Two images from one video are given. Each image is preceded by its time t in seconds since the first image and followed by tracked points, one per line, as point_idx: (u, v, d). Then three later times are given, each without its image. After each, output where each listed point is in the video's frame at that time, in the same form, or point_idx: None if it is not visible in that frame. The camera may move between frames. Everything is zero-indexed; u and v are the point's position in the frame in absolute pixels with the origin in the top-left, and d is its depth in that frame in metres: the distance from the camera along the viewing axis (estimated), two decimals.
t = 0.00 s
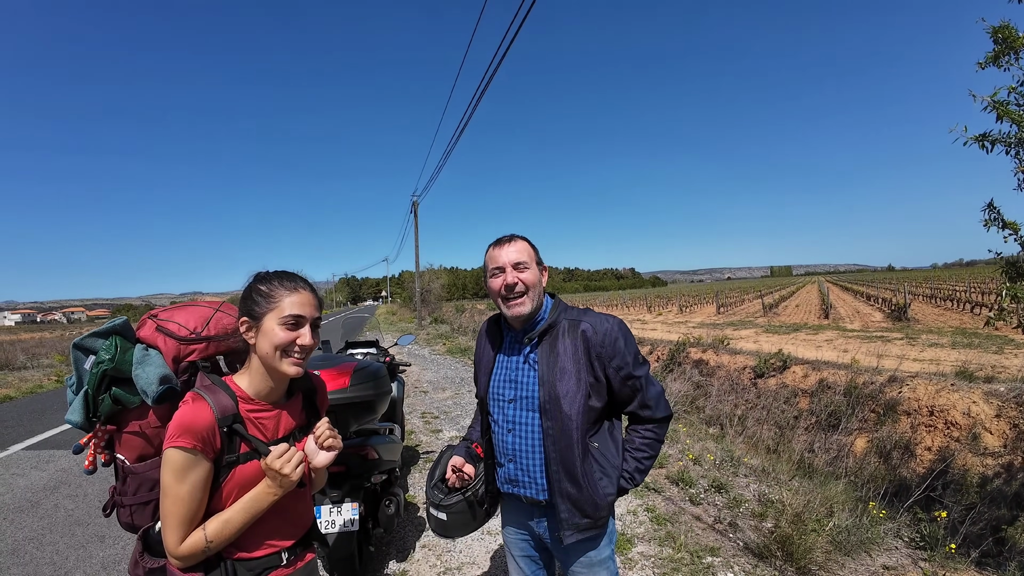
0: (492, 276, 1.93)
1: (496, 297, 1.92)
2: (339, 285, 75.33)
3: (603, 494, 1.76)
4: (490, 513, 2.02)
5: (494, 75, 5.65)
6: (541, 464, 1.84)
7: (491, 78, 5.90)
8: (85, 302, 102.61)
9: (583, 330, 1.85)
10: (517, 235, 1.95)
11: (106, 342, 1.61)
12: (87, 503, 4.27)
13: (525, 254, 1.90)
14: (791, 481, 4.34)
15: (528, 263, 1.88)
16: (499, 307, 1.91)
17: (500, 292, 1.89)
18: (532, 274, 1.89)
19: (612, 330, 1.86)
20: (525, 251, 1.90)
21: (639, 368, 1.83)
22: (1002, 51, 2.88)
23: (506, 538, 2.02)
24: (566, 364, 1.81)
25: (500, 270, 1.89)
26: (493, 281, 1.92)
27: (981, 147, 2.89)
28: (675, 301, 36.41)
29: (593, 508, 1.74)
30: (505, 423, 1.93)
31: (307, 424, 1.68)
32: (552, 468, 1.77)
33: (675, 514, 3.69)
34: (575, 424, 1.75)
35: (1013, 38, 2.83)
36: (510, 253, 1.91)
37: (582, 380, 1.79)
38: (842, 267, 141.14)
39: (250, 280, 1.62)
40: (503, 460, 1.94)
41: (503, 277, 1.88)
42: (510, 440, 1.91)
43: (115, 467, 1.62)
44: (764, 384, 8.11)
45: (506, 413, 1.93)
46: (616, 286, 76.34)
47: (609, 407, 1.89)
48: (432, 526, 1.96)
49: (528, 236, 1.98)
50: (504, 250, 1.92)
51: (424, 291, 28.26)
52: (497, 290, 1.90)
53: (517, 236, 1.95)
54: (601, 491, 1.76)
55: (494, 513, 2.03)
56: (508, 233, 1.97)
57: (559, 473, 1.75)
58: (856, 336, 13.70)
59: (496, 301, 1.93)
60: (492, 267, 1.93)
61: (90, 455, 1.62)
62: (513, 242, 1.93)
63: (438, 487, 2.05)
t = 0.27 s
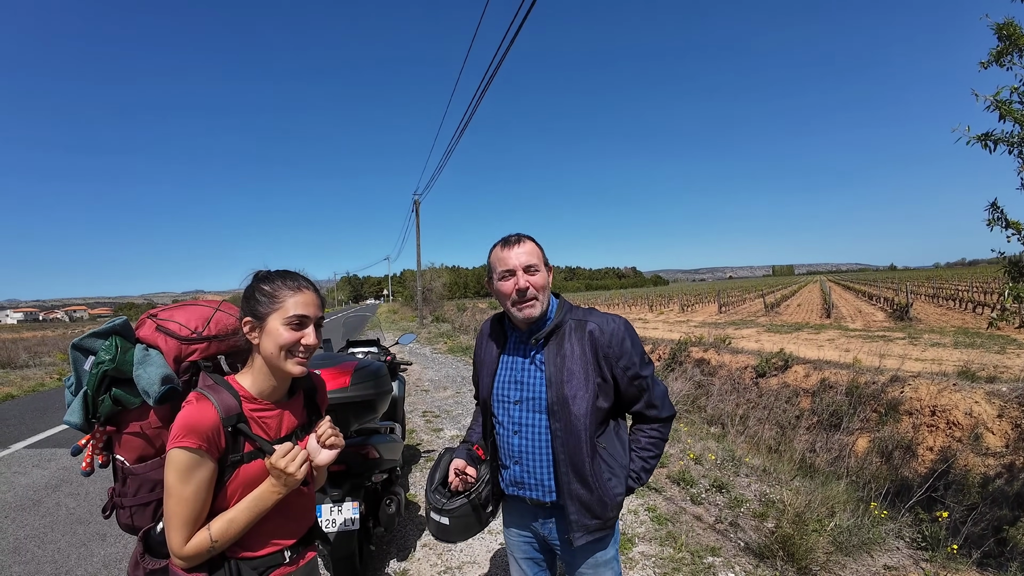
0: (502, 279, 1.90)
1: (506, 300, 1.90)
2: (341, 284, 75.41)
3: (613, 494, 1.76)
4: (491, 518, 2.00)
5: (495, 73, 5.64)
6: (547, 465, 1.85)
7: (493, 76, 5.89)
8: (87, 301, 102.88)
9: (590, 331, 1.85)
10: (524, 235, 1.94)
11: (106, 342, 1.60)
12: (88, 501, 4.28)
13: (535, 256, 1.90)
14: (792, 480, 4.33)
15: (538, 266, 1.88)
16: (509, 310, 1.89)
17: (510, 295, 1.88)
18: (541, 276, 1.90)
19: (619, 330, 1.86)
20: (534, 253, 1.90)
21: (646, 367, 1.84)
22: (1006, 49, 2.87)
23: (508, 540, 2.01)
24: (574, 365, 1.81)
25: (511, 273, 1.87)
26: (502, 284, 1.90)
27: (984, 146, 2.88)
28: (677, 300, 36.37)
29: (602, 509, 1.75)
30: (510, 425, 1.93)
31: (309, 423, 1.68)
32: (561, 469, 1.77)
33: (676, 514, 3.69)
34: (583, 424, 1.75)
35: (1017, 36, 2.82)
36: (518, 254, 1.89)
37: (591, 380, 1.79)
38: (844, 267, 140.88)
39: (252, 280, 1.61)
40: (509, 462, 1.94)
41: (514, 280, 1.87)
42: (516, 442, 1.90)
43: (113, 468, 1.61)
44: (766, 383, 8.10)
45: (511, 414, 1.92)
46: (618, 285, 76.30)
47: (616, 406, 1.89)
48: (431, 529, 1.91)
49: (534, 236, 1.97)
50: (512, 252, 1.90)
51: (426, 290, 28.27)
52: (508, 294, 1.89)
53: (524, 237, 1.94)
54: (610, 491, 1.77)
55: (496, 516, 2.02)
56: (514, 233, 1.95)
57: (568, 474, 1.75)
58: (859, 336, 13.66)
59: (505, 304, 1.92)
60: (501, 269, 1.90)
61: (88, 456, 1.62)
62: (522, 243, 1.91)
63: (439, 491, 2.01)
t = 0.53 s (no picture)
0: (512, 282, 1.88)
1: (515, 304, 1.88)
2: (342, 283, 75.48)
3: (625, 491, 1.77)
4: (496, 518, 2.00)
5: (496, 71, 5.62)
6: (555, 465, 1.85)
7: (493, 75, 5.88)
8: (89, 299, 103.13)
9: (598, 330, 1.86)
10: (533, 235, 1.93)
11: (108, 339, 1.61)
12: (90, 499, 4.29)
13: (545, 258, 1.89)
14: (793, 479, 4.32)
15: (548, 268, 1.88)
16: (519, 315, 1.88)
17: (521, 299, 1.87)
18: (551, 278, 1.90)
19: (626, 328, 1.88)
20: (544, 255, 1.90)
21: (653, 364, 1.86)
22: (1008, 48, 2.85)
23: (511, 542, 2.01)
24: (583, 364, 1.81)
25: (522, 276, 1.86)
26: (512, 287, 1.88)
27: (986, 145, 2.87)
28: (678, 299, 36.33)
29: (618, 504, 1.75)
30: (516, 426, 1.92)
31: (310, 421, 1.69)
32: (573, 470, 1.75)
33: (677, 513, 3.69)
34: (593, 422, 1.75)
35: (1019, 35, 2.80)
36: (528, 256, 1.88)
37: (600, 379, 1.80)
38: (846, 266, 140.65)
39: (253, 279, 1.61)
40: (515, 464, 1.94)
41: (526, 284, 1.86)
42: (522, 444, 1.90)
43: (114, 466, 1.62)
44: (767, 382, 8.09)
45: (518, 416, 1.92)
46: (618, 284, 76.28)
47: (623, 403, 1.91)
48: (433, 533, 1.91)
49: (542, 235, 1.96)
50: (522, 253, 1.88)
51: (427, 289, 28.29)
52: (518, 297, 1.87)
53: (533, 237, 1.93)
54: (624, 488, 1.78)
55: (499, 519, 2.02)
56: (523, 233, 1.94)
57: (581, 474, 1.74)
58: (860, 335, 13.63)
59: (513, 307, 1.90)
60: (511, 271, 1.88)
61: (89, 453, 1.62)
62: (531, 244, 1.90)
63: (441, 495, 2.00)
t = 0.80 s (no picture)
0: (515, 278, 1.88)
1: (519, 298, 1.88)
2: (343, 282, 75.52)
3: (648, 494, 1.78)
4: (497, 522, 2.01)
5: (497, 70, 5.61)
6: (562, 466, 1.85)
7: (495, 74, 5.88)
8: (91, 298, 103.28)
9: (605, 329, 1.85)
10: (533, 232, 1.93)
11: (111, 337, 1.61)
12: (92, 497, 4.30)
13: (547, 252, 1.90)
14: (794, 479, 4.32)
15: (551, 262, 1.89)
16: (523, 309, 1.87)
17: (525, 293, 1.86)
18: (554, 272, 1.91)
19: (633, 328, 1.87)
20: (546, 249, 1.90)
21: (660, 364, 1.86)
22: (1010, 47, 2.85)
23: (512, 546, 2.01)
24: (593, 366, 1.82)
25: (525, 271, 1.86)
26: (515, 283, 1.88)
27: (988, 144, 2.86)
28: (679, 298, 36.29)
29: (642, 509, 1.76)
30: (521, 426, 1.92)
31: (312, 420, 1.69)
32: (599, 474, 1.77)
33: (678, 512, 3.69)
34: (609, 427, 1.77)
35: (1021, 34, 2.80)
36: (529, 251, 1.88)
37: (609, 379, 1.80)
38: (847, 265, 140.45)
39: (256, 278, 1.61)
40: (520, 465, 1.94)
41: (529, 279, 1.86)
42: (528, 444, 1.90)
43: (117, 462, 1.63)
44: (768, 381, 8.08)
45: (524, 416, 1.92)
46: (619, 284, 76.27)
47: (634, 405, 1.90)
48: (434, 539, 1.90)
49: (543, 231, 1.97)
50: (523, 249, 1.89)
51: (428, 288, 28.30)
52: (522, 292, 1.87)
53: (534, 233, 1.93)
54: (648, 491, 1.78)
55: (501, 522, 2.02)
56: (523, 230, 1.95)
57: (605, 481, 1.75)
58: (862, 334, 13.62)
59: (518, 303, 1.89)
60: (513, 268, 1.88)
61: (93, 450, 1.63)
62: (532, 240, 1.91)
63: (442, 500, 1.99)
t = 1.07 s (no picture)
0: (513, 279, 1.88)
1: (517, 299, 1.88)
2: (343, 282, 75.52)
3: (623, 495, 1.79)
4: (497, 524, 2.01)
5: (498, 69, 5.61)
6: (560, 466, 1.85)
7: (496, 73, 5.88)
8: (91, 298, 103.36)
9: (605, 329, 1.85)
10: (531, 232, 1.93)
11: (117, 335, 1.61)
12: (93, 497, 4.30)
13: (545, 253, 1.89)
14: (795, 479, 4.32)
15: (549, 263, 1.88)
16: (522, 309, 1.87)
17: (523, 293, 1.86)
18: (552, 272, 1.90)
19: (632, 328, 1.87)
20: (544, 249, 1.89)
21: (658, 366, 1.85)
22: (1011, 47, 2.85)
23: (512, 548, 2.01)
24: (589, 364, 1.82)
25: (522, 273, 1.86)
26: (513, 284, 1.88)
27: (990, 145, 2.86)
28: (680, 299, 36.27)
29: (615, 510, 1.77)
30: (521, 425, 1.92)
31: (314, 421, 1.68)
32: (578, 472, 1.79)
33: (678, 512, 3.69)
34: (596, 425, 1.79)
35: (1022, 34, 2.80)
36: (527, 251, 1.88)
37: (606, 381, 1.81)
38: (848, 265, 140.34)
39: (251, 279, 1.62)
40: (519, 465, 1.93)
41: (526, 280, 1.86)
42: (527, 443, 1.90)
43: (122, 459, 1.63)
44: (769, 381, 8.08)
45: (523, 415, 1.92)
46: (620, 284, 76.27)
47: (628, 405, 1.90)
48: (431, 541, 1.91)
49: (540, 231, 1.96)
50: (521, 250, 1.89)
51: (428, 288, 28.31)
52: (520, 293, 1.87)
53: (531, 233, 1.93)
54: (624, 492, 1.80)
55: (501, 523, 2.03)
56: (520, 230, 1.94)
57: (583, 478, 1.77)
58: (862, 334, 13.61)
59: (516, 303, 1.90)
60: (511, 269, 1.88)
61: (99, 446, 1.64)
62: (530, 240, 1.91)
63: (441, 501, 1.99)
